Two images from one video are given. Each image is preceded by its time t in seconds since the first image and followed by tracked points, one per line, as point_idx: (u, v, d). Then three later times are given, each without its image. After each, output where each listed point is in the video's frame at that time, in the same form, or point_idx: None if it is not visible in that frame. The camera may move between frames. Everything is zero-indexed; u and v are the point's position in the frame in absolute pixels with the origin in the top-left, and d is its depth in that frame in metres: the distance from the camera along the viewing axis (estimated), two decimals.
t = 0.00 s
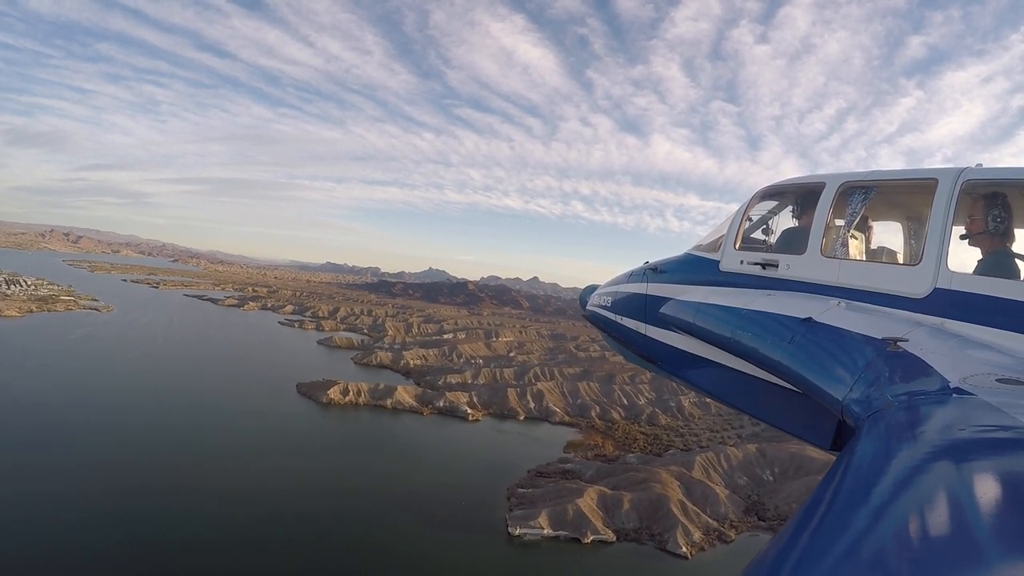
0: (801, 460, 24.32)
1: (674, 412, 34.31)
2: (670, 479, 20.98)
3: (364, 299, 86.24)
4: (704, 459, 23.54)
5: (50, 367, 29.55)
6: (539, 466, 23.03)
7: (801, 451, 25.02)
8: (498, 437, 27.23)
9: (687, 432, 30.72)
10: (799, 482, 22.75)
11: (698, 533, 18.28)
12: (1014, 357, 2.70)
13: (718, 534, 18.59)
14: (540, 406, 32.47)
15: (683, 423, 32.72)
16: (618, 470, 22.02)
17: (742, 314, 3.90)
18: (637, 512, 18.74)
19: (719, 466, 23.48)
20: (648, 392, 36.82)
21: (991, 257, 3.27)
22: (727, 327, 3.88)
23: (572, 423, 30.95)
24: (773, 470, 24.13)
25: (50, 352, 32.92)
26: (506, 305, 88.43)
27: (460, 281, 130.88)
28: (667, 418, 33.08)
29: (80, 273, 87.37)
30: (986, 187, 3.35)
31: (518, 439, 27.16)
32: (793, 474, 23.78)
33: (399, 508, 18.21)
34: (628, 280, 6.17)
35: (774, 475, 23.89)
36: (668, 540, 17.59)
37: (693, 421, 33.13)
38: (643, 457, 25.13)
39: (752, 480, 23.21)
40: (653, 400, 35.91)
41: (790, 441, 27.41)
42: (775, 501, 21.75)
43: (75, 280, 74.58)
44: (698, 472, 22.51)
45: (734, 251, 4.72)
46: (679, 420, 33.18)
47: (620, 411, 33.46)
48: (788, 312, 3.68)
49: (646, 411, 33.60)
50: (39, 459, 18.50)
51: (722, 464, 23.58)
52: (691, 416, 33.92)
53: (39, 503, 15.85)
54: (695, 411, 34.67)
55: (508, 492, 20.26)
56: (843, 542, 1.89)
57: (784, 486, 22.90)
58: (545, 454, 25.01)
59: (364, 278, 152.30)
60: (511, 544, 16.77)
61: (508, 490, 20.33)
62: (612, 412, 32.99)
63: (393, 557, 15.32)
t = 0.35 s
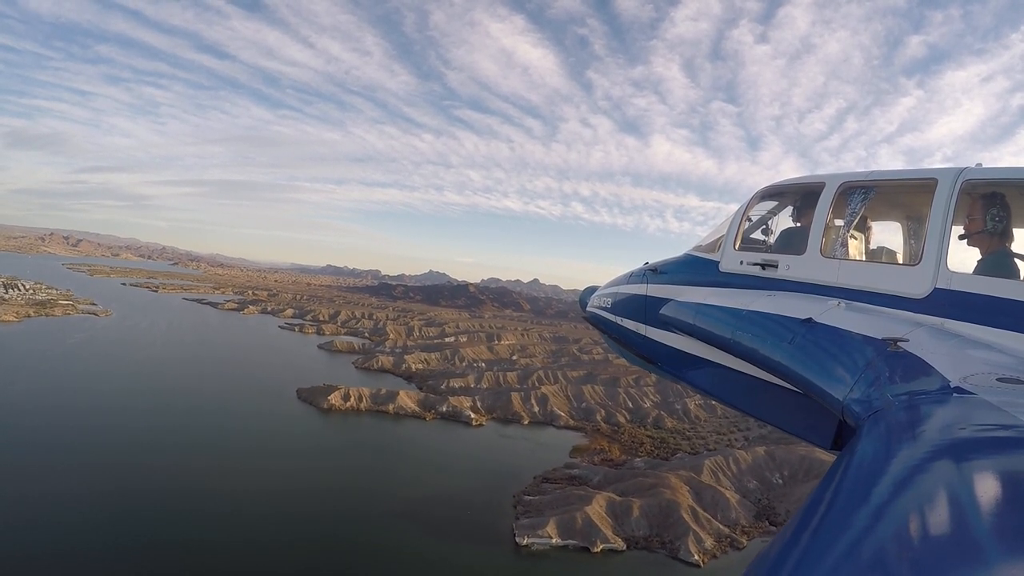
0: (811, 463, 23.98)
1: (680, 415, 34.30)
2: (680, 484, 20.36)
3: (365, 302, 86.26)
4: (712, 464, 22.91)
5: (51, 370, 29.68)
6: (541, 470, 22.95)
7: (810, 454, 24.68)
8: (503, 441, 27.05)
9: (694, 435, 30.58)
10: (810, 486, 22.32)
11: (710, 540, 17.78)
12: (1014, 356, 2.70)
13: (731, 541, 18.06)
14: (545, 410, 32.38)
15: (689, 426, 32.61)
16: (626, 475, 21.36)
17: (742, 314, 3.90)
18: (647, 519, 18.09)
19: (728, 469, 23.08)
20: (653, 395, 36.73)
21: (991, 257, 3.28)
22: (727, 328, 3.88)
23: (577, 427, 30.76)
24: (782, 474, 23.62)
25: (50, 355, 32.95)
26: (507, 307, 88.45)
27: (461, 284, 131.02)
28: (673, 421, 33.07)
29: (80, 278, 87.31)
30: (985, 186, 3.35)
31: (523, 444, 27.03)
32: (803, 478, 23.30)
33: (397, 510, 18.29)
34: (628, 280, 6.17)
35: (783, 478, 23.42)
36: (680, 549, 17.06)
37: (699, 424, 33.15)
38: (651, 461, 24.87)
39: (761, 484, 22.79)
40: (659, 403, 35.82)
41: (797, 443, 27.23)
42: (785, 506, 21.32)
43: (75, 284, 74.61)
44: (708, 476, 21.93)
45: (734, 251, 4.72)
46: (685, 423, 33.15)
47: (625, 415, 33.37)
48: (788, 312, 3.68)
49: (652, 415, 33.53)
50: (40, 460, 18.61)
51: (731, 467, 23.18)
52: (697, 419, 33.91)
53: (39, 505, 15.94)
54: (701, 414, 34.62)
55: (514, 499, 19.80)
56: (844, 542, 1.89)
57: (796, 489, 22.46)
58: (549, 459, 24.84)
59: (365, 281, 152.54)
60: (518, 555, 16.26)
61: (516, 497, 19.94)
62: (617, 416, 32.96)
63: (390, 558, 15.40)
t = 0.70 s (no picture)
0: (820, 465, 23.74)
1: (685, 415, 34.33)
2: (690, 489, 20.02)
3: (366, 302, 86.32)
4: (722, 466, 22.84)
5: (49, 371, 29.74)
6: (544, 473, 22.88)
7: (819, 455, 24.43)
8: (507, 443, 26.92)
9: (700, 437, 30.53)
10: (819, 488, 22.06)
11: (722, 546, 17.33)
12: (1015, 355, 2.70)
13: (742, 547, 17.68)
14: (549, 412, 32.32)
15: (695, 427, 32.56)
16: (634, 480, 21.06)
17: (742, 314, 3.90)
18: (657, 524, 17.78)
19: (737, 472, 22.91)
20: (658, 396, 36.70)
21: (991, 256, 3.27)
22: (726, 326, 3.88)
23: (582, 429, 30.65)
24: (791, 476, 23.44)
25: (51, 357, 32.97)
26: (508, 306, 88.52)
27: (462, 284, 131.09)
28: (678, 422, 33.08)
29: (80, 278, 87.34)
30: (986, 185, 3.34)
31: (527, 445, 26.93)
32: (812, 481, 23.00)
33: (395, 509, 18.41)
34: (628, 279, 6.17)
35: (793, 480, 23.26)
36: (691, 555, 16.66)
37: (705, 424, 33.21)
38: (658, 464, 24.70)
39: (770, 488, 22.66)
40: (663, 403, 35.78)
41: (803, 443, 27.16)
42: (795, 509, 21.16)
43: (74, 285, 74.54)
44: (717, 480, 21.77)
45: (734, 250, 4.71)
46: (691, 424, 33.16)
47: (630, 416, 33.33)
48: (788, 311, 3.68)
49: (657, 416, 33.51)
50: (39, 462, 18.68)
51: (739, 470, 23.02)
52: (703, 419, 33.95)
53: (37, 506, 15.97)
54: (707, 415, 34.67)
55: (520, 505, 19.55)
56: (843, 541, 1.89)
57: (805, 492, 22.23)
58: (554, 461, 24.73)
59: (366, 281, 152.97)
60: (525, 562, 15.97)
61: (521, 502, 19.68)
62: (623, 416, 32.97)
63: (389, 558, 15.49)
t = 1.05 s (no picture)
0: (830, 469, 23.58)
1: (691, 418, 34.34)
2: (700, 496, 19.80)
3: (367, 303, 86.37)
4: (731, 471, 22.60)
5: (50, 371, 29.82)
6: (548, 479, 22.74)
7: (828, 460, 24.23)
8: (512, 448, 26.80)
9: (707, 441, 30.44)
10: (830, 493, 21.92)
11: (734, 554, 17.13)
12: (1015, 358, 2.71)
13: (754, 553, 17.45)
14: (553, 416, 32.27)
15: (702, 431, 32.52)
16: (643, 487, 20.85)
17: (742, 316, 3.91)
18: (668, 532, 17.57)
19: (747, 477, 22.68)
20: (664, 399, 36.67)
21: (991, 259, 3.29)
22: (727, 329, 3.89)
23: (587, 433, 30.62)
24: (801, 481, 23.46)
25: (51, 357, 33.00)
26: (510, 307, 88.56)
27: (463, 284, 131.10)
28: (685, 426, 33.08)
29: (80, 277, 87.27)
30: (986, 189, 3.35)
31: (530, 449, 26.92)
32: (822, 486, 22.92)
33: (394, 512, 18.52)
34: (629, 281, 6.18)
35: (803, 486, 23.27)
36: (703, 565, 16.50)
37: (711, 428, 33.24)
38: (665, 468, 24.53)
39: (781, 493, 22.50)
40: (669, 406, 35.78)
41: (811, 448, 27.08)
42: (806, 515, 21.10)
43: (75, 285, 74.61)
44: (727, 487, 21.57)
45: (734, 252, 4.73)
46: (698, 428, 33.16)
47: (635, 420, 33.31)
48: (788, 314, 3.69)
49: (663, 419, 33.49)
50: (40, 463, 18.77)
51: (750, 475, 22.79)
52: (709, 423, 33.97)
53: (38, 508, 16.04)
54: (713, 418, 34.70)
55: (527, 512, 19.35)
56: (844, 543, 1.91)
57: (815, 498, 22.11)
58: (558, 466, 24.59)
59: (368, 281, 153.17)
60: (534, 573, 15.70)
61: (528, 510, 19.46)
62: (628, 421, 32.92)
63: (387, 561, 15.58)
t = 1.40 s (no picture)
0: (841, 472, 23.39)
1: (697, 419, 34.29)
2: (710, 499, 19.43)
3: (369, 301, 86.41)
4: (740, 473, 22.40)
5: (50, 369, 29.94)
6: (554, 481, 22.58)
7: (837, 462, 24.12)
8: (517, 450, 26.68)
9: (713, 442, 30.36)
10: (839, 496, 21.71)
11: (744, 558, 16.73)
12: (1015, 356, 2.70)
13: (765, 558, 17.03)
14: (559, 416, 32.18)
15: (708, 432, 32.43)
16: (651, 490, 20.60)
17: (742, 315, 3.90)
18: (677, 538, 17.26)
19: (756, 479, 22.47)
20: (669, 399, 36.64)
21: (990, 257, 3.28)
22: (726, 328, 3.88)
23: (592, 433, 30.57)
24: (811, 484, 23.35)
25: (50, 356, 33.02)
26: (512, 306, 88.55)
27: (465, 283, 131.14)
28: (691, 427, 33.00)
29: (80, 276, 87.16)
30: (985, 187, 3.34)
31: (534, 450, 26.87)
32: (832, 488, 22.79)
33: (393, 509, 18.66)
34: (628, 280, 6.16)
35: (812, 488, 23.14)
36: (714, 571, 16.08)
37: (717, 429, 33.19)
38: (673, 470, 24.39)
39: (790, 496, 22.28)
40: (675, 407, 35.73)
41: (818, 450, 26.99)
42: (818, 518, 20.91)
43: (76, 284, 74.70)
44: (737, 489, 21.28)
45: (734, 251, 4.71)
46: (704, 429, 33.12)
47: (641, 420, 33.24)
48: (788, 312, 3.68)
49: (669, 420, 33.41)
50: (40, 461, 18.89)
51: (759, 478, 22.57)
52: (715, 423, 33.91)
53: (37, 506, 16.13)
54: (719, 419, 34.66)
55: (534, 515, 19.21)
56: (843, 542, 1.90)
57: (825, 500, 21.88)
58: (563, 468, 24.48)
59: (370, 279, 153.42)
60: None
61: (534, 514, 19.25)
62: (634, 421, 32.84)
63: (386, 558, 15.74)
